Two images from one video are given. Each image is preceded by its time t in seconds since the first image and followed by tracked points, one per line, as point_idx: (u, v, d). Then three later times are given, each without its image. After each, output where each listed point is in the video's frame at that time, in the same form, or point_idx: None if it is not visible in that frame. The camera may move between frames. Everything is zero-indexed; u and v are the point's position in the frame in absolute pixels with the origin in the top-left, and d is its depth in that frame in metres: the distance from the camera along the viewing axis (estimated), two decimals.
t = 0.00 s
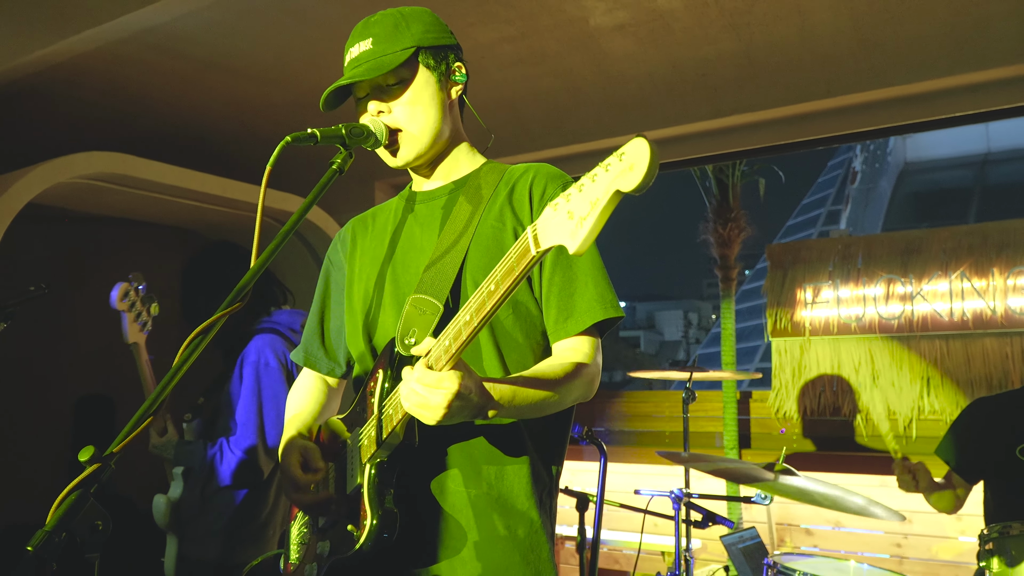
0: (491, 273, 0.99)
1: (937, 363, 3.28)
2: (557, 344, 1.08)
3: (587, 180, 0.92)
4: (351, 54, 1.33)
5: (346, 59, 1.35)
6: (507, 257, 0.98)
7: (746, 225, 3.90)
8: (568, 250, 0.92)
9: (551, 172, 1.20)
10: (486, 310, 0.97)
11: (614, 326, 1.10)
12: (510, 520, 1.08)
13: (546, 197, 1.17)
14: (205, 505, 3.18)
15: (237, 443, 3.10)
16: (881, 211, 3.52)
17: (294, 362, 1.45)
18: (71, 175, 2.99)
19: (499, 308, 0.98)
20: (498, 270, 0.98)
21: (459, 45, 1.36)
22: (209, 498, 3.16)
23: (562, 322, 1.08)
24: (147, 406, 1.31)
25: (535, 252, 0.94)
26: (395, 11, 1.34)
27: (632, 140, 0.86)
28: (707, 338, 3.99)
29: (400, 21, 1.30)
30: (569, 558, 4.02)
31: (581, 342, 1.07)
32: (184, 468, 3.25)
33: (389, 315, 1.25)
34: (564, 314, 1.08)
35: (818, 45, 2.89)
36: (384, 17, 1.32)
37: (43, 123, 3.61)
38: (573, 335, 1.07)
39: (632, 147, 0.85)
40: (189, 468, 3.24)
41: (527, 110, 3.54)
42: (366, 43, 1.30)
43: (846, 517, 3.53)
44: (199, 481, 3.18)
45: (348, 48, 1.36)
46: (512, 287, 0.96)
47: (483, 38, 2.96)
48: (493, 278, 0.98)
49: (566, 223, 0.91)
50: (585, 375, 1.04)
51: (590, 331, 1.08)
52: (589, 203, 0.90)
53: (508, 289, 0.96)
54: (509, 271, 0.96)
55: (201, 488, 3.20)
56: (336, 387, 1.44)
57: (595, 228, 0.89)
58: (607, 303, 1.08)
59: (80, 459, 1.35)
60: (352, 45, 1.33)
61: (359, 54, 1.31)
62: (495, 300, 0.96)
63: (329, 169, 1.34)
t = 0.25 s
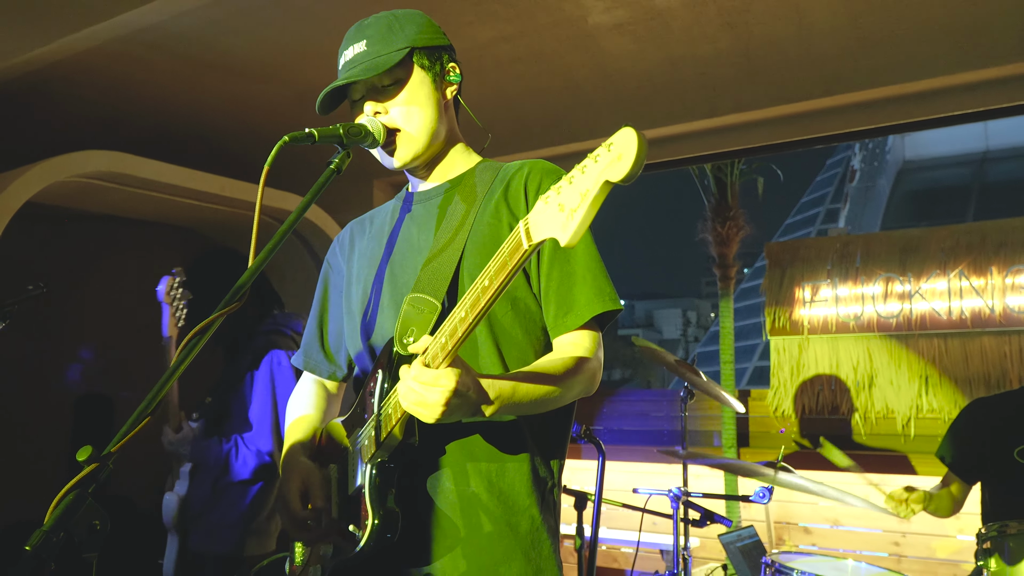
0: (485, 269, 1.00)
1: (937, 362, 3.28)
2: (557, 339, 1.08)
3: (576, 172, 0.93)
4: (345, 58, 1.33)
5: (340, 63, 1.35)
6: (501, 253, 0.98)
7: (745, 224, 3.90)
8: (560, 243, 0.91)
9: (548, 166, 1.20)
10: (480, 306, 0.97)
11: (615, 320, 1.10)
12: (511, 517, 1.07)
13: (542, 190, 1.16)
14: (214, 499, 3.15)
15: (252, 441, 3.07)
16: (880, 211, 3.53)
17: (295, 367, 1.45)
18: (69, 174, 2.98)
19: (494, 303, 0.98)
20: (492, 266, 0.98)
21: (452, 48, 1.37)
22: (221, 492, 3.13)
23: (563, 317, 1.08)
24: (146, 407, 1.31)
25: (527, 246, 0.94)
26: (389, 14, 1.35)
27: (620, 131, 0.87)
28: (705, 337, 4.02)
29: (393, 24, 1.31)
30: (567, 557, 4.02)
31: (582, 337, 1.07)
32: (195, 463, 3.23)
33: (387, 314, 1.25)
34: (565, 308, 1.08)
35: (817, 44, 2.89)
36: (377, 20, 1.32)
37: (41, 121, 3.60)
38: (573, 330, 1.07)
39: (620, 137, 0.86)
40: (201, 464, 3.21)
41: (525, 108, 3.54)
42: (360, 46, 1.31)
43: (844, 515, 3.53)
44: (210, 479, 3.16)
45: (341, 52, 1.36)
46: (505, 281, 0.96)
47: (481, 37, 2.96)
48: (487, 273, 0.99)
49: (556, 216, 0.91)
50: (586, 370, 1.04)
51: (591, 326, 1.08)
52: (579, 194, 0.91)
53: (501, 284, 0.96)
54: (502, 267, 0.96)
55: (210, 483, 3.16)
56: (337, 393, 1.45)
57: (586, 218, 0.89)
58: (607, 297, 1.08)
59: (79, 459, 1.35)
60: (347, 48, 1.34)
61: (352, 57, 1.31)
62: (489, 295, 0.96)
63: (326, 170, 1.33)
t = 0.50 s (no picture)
0: (480, 265, 0.99)
1: (936, 361, 3.29)
2: (555, 336, 1.08)
3: (572, 169, 0.93)
4: (342, 58, 1.33)
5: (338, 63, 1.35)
6: (496, 250, 0.98)
7: (744, 223, 3.93)
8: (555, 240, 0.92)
9: (544, 163, 1.19)
10: (475, 303, 0.97)
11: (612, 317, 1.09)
12: (506, 514, 1.07)
13: (538, 187, 1.16)
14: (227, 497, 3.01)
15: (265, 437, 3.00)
16: (879, 210, 3.59)
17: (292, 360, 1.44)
18: (66, 174, 2.98)
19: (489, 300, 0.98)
20: (487, 263, 0.98)
21: (450, 47, 1.36)
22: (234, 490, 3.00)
23: (559, 314, 1.08)
24: (143, 407, 1.31)
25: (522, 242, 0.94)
26: (387, 14, 1.35)
27: (615, 128, 0.87)
28: (705, 337, 4.07)
29: (390, 24, 1.31)
30: (566, 557, 4.01)
31: (579, 334, 1.07)
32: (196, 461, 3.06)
33: (384, 311, 1.25)
34: (562, 305, 1.08)
35: (816, 44, 2.89)
36: (375, 20, 1.32)
37: (39, 121, 3.60)
38: (569, 327, 1.07)
39: (616, 134, 0.86)
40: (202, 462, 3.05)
41: (523, 108, 3.54)
42: (357, 46, 1.31)
43: (843, 515, 3.53)
44: (213, 473, 3.01)
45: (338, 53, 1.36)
46: (500, 279, 0.96)
47: (480, 36, 2.95)
48: (482, 269, 0.99)
49: (552, 212, 0.92)
50: (581, 368, 1.04)
51: (588, 323, 1.07)
52: (575, 191, 0.91)
53: (496, 281, 0.96)
54: (497, 263, 0.97)
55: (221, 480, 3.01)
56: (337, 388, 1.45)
57: (581, 215, 0.90)
58: (604, 292, 1.07)
59: (75, 458, 1.35)
60: (344, 49, 1.34)
61: (351, 57, 1.31)
62: (484, 292, 0.96)
63: (324, 169, 1.33)
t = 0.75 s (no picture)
0: (479, 263, 1.00)
1: (936, 359, 3.28)
2: (552, 332, 1.08)
3: (572, 169, 0.93)
4: (342, 54, 1.34)
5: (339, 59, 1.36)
6: (496, 247, 0.98)
7: (743, 221, 3.89)
8: (554, 239, 0.92)
9: (543, 158, 1.19)
10: (474, 301, 0.97)
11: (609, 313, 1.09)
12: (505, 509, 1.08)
13: (538, 182, 1.16)
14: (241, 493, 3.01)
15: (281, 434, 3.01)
16: (878, 207, 3.59)
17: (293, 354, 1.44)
18: (66, 173, 2.98)
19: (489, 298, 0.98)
20: (487, 260, 0.98)
21: (452, 42, 1.36)
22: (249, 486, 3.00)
23: (557, 309, 1.07)
24: (142, 404, 1.31)
25: (520, 241, 0.94)
26: (388, 10, 1.34)
27: (615, 128, 0.87)
28: (704, 335, 4.04)
29: (391, 20, 1.31)
30: (566, 555, 4.01)
31: (577, 329, 1.06)
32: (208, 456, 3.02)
33: (383, 307, 1.24)
34: (559, 301, 1.08)
35: (815, 42, 2.89)
36: (376, 16, 1.32)
37: (39, 120, 3.60)
38: (567, 322, 1.07)
39: (615, 134, 0.86)
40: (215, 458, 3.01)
41: (522, 106, 3.53)
42: (358, 42, 1.31)
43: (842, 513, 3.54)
44: (230, 466, 3.01)
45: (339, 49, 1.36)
46: (499, 277, 0.96)
47: (479, 35, 2.95)
48: (482, 267, 0.99)
49: (551, 212, 0.92)
50: (580, 365, 1.04)
51: (585, 318, 1.07)
52: (574, 191, 0.91)
53: (495, 279, 0.96)
54: (497, 262, 0.96)
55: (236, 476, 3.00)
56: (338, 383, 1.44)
57: (580, 216, 0.89)
58: (602, 288, 1.07)
59: (76, 455, 1.35)
60: (344, 45, 1.34)
61: (351, 53, 1.31)
62: (484, 290, 0.96)
63: (324, 166, 1.33)
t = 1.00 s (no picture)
0: (477, 264, 1.00)
1: (936, 358, 3.28)
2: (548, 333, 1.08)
3: (568, 168, 0.93)
4: (338, 55, 1.34)
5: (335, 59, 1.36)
6: (494, 247, 0.99)
7: (742, 220, 3.84)
8: (552, 239, 0.92)
9: (540, 160, 1.19)
10: (472, 302, 0.97)
11: (605, 314, 1.10)
12: (504, 511, 1.08)
13: (535, 183, 1.16)
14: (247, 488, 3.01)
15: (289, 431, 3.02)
16: (878, 203, 3.65)
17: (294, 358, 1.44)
18: (66, 172, 2.98)
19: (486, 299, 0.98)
20: (484, 261, 0.99)
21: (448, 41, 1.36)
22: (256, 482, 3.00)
23: (553, 310, 1.08)
24: (142, 405, 1.31)
25: (518, 241, 0.94)
26: (383, 10, 1.35)
27: (610, 127, 0.86)
28: (704, 334, 4.05)
29: (386, 19, 1.31)
30: (565, 554, 4.01)
31: (574, 330, 1.07)
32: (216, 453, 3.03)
33: (380, 308, 1.24)
34: (555, 302, 1.08)
35: (815, 41, 2.89)
36: (371, 16, 1.32)
37: (38, 119, 3.59)
38: (563, 323, 1.07)
39: (611, 133, 0.86)
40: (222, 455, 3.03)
41: (522, 105, 3.53)
42: (354, 42, 1.31)
43: (842, 512, 3.55)
44: (236, 463, 3.04)
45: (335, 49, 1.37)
46: (497, 277, 0.96)
47: (478, 34, 2.95)
48: (480, 268, 0.99)
49: (548, 212, 0.92)
50: (577, 366, 1.04)
51: (582, 319, 1.07)
52: (570, 191, 0.91)
53: (493, 279, 0.96)
54: (495, 263, 0.97)
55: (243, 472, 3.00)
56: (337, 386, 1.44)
57: (576, 215, 0.89)
58: (599, 288, 1.08)
59: (75, 457, 1.35)
60: (340, 45, 1.34)
61: (348, 53, 1.31)
62: (483, 290, 0.97)
63: (323, 167, 1.34)
